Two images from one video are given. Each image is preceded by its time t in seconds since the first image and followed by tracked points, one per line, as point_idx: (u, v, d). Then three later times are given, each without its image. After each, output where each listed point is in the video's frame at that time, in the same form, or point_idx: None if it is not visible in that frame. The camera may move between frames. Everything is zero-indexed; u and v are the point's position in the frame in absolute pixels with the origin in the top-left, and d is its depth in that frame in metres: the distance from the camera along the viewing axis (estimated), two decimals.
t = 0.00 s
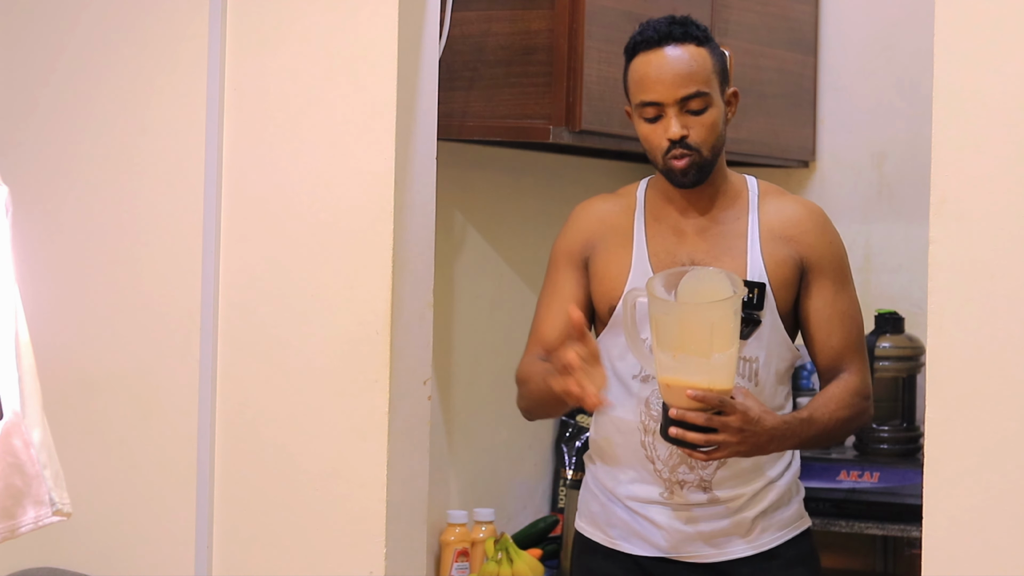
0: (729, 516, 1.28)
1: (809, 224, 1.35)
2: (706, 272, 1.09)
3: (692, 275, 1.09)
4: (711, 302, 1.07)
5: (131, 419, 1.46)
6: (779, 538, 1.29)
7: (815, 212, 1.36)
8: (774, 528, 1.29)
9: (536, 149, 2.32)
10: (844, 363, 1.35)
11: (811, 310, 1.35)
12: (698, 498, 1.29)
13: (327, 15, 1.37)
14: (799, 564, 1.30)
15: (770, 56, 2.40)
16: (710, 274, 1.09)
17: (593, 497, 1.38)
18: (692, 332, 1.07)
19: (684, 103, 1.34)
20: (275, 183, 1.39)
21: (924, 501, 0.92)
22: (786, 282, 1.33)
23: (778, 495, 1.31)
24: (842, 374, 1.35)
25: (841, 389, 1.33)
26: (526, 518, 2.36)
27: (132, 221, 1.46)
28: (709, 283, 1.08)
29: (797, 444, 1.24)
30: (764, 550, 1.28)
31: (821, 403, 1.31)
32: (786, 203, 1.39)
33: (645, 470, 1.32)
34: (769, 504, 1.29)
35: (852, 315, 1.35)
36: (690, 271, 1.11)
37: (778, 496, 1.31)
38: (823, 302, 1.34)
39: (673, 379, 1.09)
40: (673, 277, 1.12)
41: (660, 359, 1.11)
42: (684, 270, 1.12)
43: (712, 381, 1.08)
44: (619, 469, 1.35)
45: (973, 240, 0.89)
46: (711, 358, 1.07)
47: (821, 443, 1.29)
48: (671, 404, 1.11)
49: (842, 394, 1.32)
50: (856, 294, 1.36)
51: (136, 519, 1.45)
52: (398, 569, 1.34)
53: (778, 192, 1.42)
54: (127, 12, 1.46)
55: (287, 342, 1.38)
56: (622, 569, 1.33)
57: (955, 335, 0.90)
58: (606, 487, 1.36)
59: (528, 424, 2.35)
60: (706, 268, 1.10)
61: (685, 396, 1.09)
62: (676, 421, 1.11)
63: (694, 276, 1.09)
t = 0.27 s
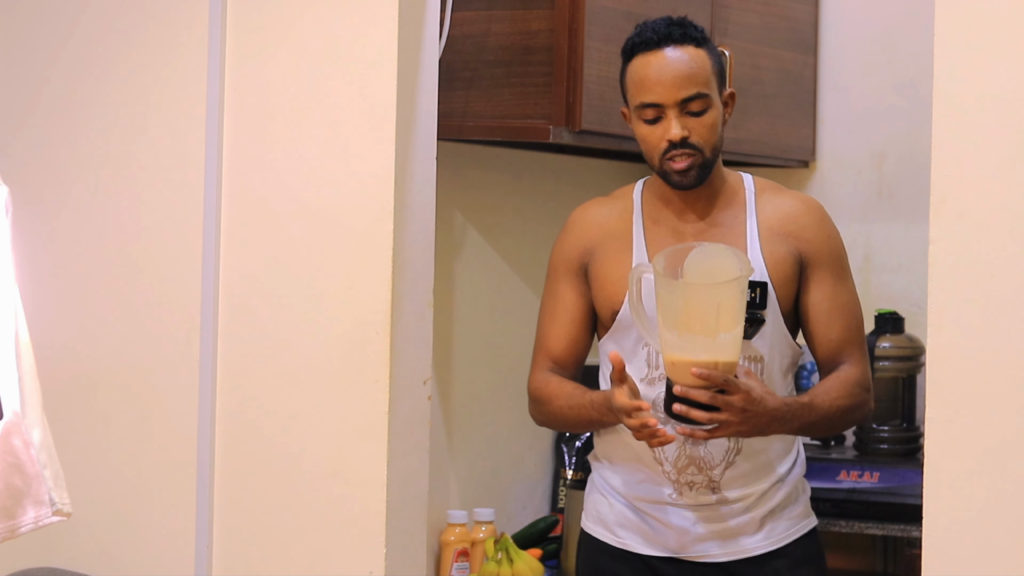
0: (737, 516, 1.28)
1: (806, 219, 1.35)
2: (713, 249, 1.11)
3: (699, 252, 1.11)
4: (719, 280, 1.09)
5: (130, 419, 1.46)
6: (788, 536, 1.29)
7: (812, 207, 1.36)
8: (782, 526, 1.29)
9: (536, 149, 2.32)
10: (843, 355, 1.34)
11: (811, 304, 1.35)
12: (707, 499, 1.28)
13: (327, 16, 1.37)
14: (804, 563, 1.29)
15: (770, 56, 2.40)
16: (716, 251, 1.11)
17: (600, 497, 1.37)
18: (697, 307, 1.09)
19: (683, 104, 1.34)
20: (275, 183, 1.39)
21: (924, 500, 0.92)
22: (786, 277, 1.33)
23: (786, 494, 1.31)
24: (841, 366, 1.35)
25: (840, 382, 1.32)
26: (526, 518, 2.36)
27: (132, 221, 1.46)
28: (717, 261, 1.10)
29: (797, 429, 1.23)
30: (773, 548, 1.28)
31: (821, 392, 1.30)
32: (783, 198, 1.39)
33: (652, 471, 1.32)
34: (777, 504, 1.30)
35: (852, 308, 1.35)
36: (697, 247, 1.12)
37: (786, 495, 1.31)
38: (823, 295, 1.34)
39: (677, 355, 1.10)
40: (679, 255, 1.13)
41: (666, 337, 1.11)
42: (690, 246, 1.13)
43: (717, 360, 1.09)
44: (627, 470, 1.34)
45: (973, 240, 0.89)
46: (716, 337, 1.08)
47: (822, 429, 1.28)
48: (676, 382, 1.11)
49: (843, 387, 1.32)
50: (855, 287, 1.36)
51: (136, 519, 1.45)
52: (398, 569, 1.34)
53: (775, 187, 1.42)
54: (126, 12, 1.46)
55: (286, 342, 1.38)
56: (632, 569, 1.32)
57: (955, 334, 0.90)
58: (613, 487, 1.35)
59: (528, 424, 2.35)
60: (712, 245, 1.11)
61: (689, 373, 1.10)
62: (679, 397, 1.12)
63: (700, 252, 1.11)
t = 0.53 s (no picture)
0: (737, 517, 1.28)
1: (805, 219, 1.35)
2: (711, 247, 1.12)
3: (696, 250, 1.12)
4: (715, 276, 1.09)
5: (130, 419, 1.46)
6: (787, 537, 1.29)
7: (812, 208, 1.36)
8: (781, 527, 1.29)
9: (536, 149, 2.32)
10: (841, 356, 1.35)
11: (809, 304, 1.35)
12: (707, 500, 1.28)
13: (327, 15, 1.37)
14: (804, 564, 1.30)
15: (770, 55, 2.41)
16: (714, 248, 1.12)
17: (600, 497, 1.37)
18: (692, 303, 1.08)
19: (686, 87, 1.35)
20: (275, 183, 1.39)
21: (924, 500, 0.92)
22: (785, 277, 1.33)
23: (785, 496, 1.31)
24: (839, 366, 1.35)
25: (837, 382, 1.32)
26: (526, 518, 2.36)
27: (132, 221, 1.46)
28: (714, 258, 1.11)
29: (790, 429, 1.23)
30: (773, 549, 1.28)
31: (819, 391, 1.30)
32: (783, 198, 1.39)
33: (652, 472, 1.32)
34: (776, 505, 1.30)
35: (850, 309, 1.35)
36: (695, 245, 1.13)
37: (785, 496, 1.31)
38: (822, 296, 1.34)
39: (671, 351, 1.10)
40: (676, 252, 1.14)
41: (659, 333, 1.11)
42: (687, 244, 1.14)
43: (710, 357, 1.09)
44: (627, 471, 1.34)
45: (973, 240, 0.89)
46: (710, 334, 1.08)
47: (815, 431, 1.28)
48: (670, 378, 1.11)
49: (841, 387, 1.32)
50: (854, 288, 1.36)
51: (136, 519, 1.45)
52: (398, 569, 1.34)
53: (775, 187, 1.42)
54: (127, 12, 1.46)
55: (286, 342, 1.38)
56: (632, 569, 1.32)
57: (955, 334, 0.90)
58: (613, 488, 1.35)
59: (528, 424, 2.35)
60: (710, 241, 1.13)
61: (682, 369, 1.09)
62: (672, 394, 1.11)
63: (698, 248, 1.13)
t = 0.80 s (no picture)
0: (736, 517, 1.28)
1: (804, 221, 1.35)
2: (701, 252, 1.13)
3: (688, 256, 1.13)
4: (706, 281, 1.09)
5: (131, 419, 1.46)
6: (786, 537, 1.29)
7: (810, 209, 1.36)
8: (780, 527, 1.29)
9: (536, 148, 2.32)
10: (839, 357, 1.35)
11: (808, 305, 1.35)
12: (706, 500, 1.28)
13: (327, 15, 1.37)
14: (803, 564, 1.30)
15: (770, 55, 2.41)
16: (706, 253, 1.13)
17: (598, 498, 1.37)
18: (686, 308, 1.08)
19: (691, 82, 1.35)
20: (275, 183, 1.39)
21: (924, 500, 0.92)
22: (783, 278, 1.33)
23: (783, 496, 1.31)
24: (836, 367, 1.35)
25: (836, 383, 1.32)
26: (526, 518, 2.36)
27: (132, 221, 1.46)
28: (707, 263, 1.12)
29: (788, 432, 1.23)
30: (771, 549, 1.28)
31: (817, 393, 1.31)
32: (782, 199, 1.39)
33: (651, 472, 1.32)
34: (774, 505, 1.30)
35: (848, 310, 1.35)
36: (688, 250, 1.13)
37: (783, 496, 1.31)
38: (820, 297, 1.34)
39: (664, 357, 1.10)
40: (669, 257, 1.14)
41: (653, 339, 1.11)
42: (680, 249, 1.14)
43: (704, 362, 1.09)
44: (625, 471, 1.34)
45: (973, 240, 0.89)
46: (702, 338, 1.08)
47: (813, 433, 1.29)
48: (664, 383, 1.11)
49: (839, 388, 1.32)
50: (852, 289, 1.37)
51: (136, 519, 1.45)
52: (398, 569, 1.34)
53: (774, 188, 1.42)
54: (127, 12, 1.46)
55: (286, 342, 1.38)
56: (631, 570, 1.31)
57: (954, 334, 0.90)
58: (612, 488, 1.35)
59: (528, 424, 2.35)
60: (701, 247, 1.13)
61: (676, 374, 1.09)
62: (667, 399, 1.12)
63: (689, 254, 1.13)
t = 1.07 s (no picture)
0: (736, 517, 1.28)
1: (802, 222, 1.35)
2: (712, 258, 1.11)
3: (700, 260, 1.11)
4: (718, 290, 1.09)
5: (131, 419, 1.46)
6: (785, 537, 1.29)
7: (807, 209, 1.37)
8: (779, 527, 1.30)
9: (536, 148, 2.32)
10: (838, 358, 1.35)
11: (807, 307, 1.35)
12: (706, 501, 1.28)
13: (327, 15, 1.37)
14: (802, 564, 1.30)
15: (770, 55, 2.41)
16: (716, 259, 1.11)
17: (598, 498, 1.37)
18: (697, 316, 1.08)
19: (687, 80, 1.35)
20: (275, 183, 1.39)
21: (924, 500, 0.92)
22: (783, 279, 1.33)
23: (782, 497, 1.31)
24: (835, 367, 1.35)
25: (836, 383, 1.33)
26: (526, 519, 2.36)
27: (132, 221, 1.46)
28: (717, 269, 1.10)
29: (792, 436, 1.23)
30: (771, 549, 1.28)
31: (817, 394, 1.31)
32: (779, 200, 1.39)
33: (652, 473, 1.31)
34: (774, 505, 1.30)
35: (846, 310, 1.35)
36: (698, 254, 1.12)
37: (783, 496, 1.32)
38: (819, 298, 1.34)
39: (674, 363, 1.10)
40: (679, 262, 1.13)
41: (663, 344, 1.11)
42: (689, 253, 1.13)
43: (714, 369, 1.09)
44: (626, 472, 1.34)
45: (973, 240, 0.89)
46: (713, 346, 1.09)
47: (816, 435, 1.29)
48: (673, 388, 1.12)
49: (839, 388, 1.32)
50: (849, 289, 1.37)
51: (136, 519, 1.45)
52: (398, 569, 1.34)
53: (771, 189, 1.42)
54: (127, 12, 1.46)
55: (286, 342, 1.38)
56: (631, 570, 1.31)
57: (954, 334, 0.90)
58: (612, 488, 1.35)
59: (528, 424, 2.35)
60: (713, 252, 1.12)
61: (686, 380, 1.10)
62: (676, 404, 1.11)
63: (700, 259, 1.12)
